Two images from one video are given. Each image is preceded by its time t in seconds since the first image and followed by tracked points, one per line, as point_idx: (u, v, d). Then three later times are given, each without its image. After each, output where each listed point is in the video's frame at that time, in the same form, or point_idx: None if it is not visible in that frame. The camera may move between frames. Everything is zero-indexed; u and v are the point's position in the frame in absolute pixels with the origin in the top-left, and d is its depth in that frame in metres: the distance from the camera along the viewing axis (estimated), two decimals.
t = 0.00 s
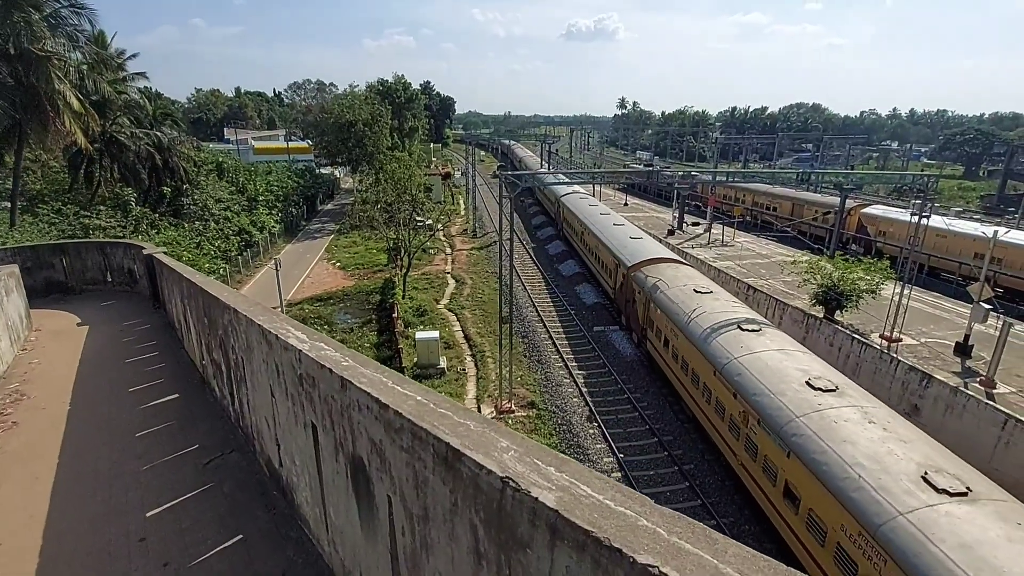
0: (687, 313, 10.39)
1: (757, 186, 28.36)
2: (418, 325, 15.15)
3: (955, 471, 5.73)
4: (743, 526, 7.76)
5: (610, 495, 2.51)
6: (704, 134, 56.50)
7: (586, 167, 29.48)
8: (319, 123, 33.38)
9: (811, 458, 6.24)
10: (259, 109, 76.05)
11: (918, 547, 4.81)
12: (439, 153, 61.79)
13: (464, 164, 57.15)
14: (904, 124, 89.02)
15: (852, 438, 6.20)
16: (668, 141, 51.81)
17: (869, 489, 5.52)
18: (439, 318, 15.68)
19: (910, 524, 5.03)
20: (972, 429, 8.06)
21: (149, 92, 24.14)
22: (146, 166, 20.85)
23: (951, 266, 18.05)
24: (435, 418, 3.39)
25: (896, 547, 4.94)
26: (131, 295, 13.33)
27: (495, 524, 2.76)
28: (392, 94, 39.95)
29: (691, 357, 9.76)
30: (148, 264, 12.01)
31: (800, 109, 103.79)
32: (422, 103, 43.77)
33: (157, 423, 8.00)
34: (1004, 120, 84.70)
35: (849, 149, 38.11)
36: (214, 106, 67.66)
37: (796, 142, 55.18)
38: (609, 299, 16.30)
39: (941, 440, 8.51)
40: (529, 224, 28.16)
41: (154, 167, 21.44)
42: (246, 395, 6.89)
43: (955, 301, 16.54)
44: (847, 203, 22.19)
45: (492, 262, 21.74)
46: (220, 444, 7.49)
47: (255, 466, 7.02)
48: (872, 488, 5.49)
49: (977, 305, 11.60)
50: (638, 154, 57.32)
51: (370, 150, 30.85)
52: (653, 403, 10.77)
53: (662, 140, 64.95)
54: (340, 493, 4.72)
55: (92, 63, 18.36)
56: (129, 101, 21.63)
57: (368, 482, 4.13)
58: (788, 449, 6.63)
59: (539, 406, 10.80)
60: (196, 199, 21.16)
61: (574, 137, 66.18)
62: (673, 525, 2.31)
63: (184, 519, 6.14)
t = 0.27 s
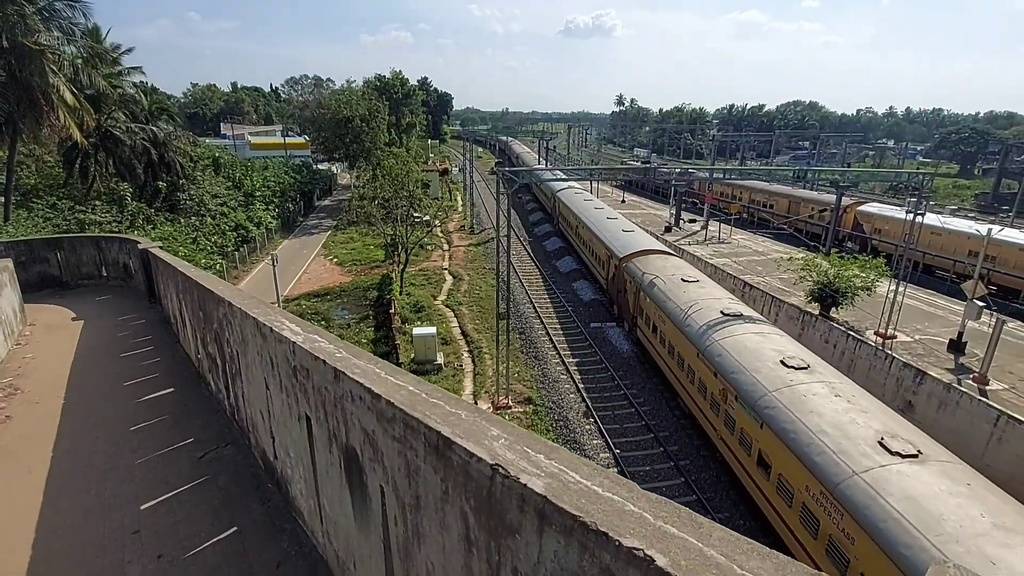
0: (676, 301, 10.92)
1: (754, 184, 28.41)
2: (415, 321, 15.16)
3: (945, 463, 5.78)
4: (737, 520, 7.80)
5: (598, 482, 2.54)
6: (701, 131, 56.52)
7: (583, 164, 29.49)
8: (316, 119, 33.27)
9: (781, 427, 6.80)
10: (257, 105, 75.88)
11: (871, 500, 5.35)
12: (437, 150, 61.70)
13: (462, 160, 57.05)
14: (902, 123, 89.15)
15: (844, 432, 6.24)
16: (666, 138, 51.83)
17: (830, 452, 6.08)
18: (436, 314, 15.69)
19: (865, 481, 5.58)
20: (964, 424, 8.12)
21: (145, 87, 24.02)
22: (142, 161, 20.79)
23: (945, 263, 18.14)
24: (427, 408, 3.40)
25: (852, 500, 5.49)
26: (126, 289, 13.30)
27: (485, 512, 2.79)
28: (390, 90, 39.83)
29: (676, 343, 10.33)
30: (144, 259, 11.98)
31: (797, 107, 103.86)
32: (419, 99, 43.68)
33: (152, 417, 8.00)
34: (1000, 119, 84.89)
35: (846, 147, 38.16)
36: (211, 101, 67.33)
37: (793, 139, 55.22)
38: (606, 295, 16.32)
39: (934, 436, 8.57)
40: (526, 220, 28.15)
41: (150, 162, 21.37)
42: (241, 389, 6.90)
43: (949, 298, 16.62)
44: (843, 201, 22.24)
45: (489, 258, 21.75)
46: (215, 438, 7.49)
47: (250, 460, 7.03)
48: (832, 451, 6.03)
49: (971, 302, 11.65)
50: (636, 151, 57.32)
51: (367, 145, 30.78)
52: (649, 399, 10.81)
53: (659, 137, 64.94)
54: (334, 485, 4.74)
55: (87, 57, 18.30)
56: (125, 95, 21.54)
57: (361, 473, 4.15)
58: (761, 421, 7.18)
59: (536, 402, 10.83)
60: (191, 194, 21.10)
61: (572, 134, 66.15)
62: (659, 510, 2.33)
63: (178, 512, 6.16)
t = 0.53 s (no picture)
0: (664, 285, 11.47)
1: (750, 175, 28.42)
2: (412, 314, 15.18)
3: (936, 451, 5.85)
4: (732, 509, 7.88)
5: (592, 467, 2.58)
6: (699, 123, 56.39)
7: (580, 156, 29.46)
8: (312, 111, 33.09)
9: (756, 396, 7.39)
10: (252, 97, 75.36)
11: (832, 457, 5.95)
12: (433, 142, 61.44)
13: (458, 153, 56.85)
14: (899, 114, 89.06)
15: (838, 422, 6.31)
16: (663, 129, 51.71)
17: (799, 417, 6.70)
18: (433, 307, 15.71)
19: (828, 441, 6.18)
20: (957, 414, 8.20)
21: (138, 79, 23.83)
22: (136, 154, 20.65)
23: (940, 255, 18.23)
24: (424, 397, 3.43)
25: (816, 458, 6.09)
26: (122, 283, 13.27)
27: (481, 498, 2.83)
28: (386, 82, 39.60)
29: (664, 324, 10.91)
30: (140, 252, 11.95)
31: (794, 98, 103.68)
32: (416, 91, 43.44)
33: (150, 410, 8.03)
34: (997, 110, 85.02)
35: (843, 138, 38.15)
36: (206, 94, 66.83)
37: (790, 131, 55.19)
38: (604, 288, 16.36)
39: (927, 425, 8.66)
40: (524, 213, 28.14)
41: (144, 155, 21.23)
42: (239, 381, 6.92)
43: (944, 289, 16.71)
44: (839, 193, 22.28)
45: (486, 250, 21.76)
46: (214, 430, 7.53)
47: (248, 451, 7.06)
48: (802, 416, 6.63)
49: (965, 293, 11.73)
50: (633, 143, 57.18)
51: (363, 138, 30.65)
52: (646, 391, 10.88)
53: (657, 129, 64.79)
54: (333, 474, 4.77)
55: (79, 49, 18.17)
56: (118, 87, 21.36)
57: (359, 463, 4.19)
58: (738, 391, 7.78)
59: (533, 394, 10.89)
60: (187, 187, 21.01)
61: (569, 126, 65.92)
62: (653, 494, 2.38)
63: (178, 503, 6.20)
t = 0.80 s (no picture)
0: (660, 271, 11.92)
1: (753, 169, 28.32)
2: (414, 308, 15.20)
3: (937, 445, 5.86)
4: (734, 503, 7.92)
5: (595, 459, 2.60)
6: (701, 116, 56.12)
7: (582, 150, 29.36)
8: (313, 106, 33.02)
9: (740, 369, 7.88)
10: (253, 91, 75.15)
11: (806, 421, 6.43)
12: (435, 136, 61.28)
13: (460, 147, 56.72)
14: (902, 107, 88.51)
15: (839, 415, 6.33)
16: (665, 123, 51.48)
17: (777, 386, 7.18)
18: (435, 301, 15.73)
19: (803, 408, 6.65)
20: (959, 408, 8.22)
21: (139, 73, 23.78)
22: (137, 149, 20.64)
23: (943, 249, 18.18)
24: (427, 390, 3.45)
25: (791, 423, 6.57)
26: (125, 278, 13.30)
27: (486, 490, 2.85)
28: (387, 76, 39.50)
29: (658, 307, 11.39)
30: (142, 247, 11.98)
31: (797, 91, 103.12)
32: (417, 85, 43.27)
33: (154, 404, 8.07)
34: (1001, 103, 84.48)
35: (846, 131, 37.95)
36: (206, 88, 66.66)
37: (793, 124, 54.90)
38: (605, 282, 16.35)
39: (928, 419, 8.68)
40: (525, 207, 28.10)
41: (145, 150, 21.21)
42: (243, 375, 6.95)
43: (946, 283, 16.68)
44: (842, 186, 22.20)
45: (487, 245, 21.76)
46: (218, 423, 7.58)
47: (252, 445, 7.11)
48: (780, 386, 7.12)
49: (968, 287, 11.71)
50: (635, 137, 56.98)
51: (364, 132, 30.57)
52: (648, 385, 10.90)
53: (659, 123, 64.54)
54: (337, 467, 4.81)
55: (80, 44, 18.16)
56: (118, 81, 21.32)
57: (363, 455, 4.22)
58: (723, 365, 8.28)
59: (535, 388, 10.92)
60: (188, 182, 21.01)
61: (570, 120, 65.67)
62: (656, 485, 2.40)
63: (183, 495, 6.25)
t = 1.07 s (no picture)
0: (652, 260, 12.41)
1: (754, 165, 28.25)
2: (414, 304, 15.19)
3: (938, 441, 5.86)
4: (733, 499, 7.92)
5: (597, 456, 2.59)
6: (702, 112, 55.95)
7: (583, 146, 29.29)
8: (312, 101, 32.92)
9: (724, 349, 8.40)
10: (252, 87, 74.94)
11: (783, 395, 6.94)
12: (435, 132, 61.11)
13: (460, 143, 56.59)
14: (904, 103, 88.17)
15: (840, 412, 6.33)
16: (666, 119, 51.32)
17: (758, 363, 7.69)
18: (435, 298, 15.72)
19: (781, 383, 7.17)
20: (959, 404, 8.21)
21: (138, 68, 23.70)
22: (137, 145, 20.59)
23: (944, 245, 18.15)
24: (428, 386, 3.45)
25: (770, 396, 7.08)
26: (125, 274, 13.29)
27: (487, 487, 2.85)
28: (387, 71, 39.37)
29: (650, 294, 11.93)
30: (142, 243, 11.96)
31: (798, 87, 102.96)
32: (417, 80, 43.12)
33: (155, 400, 8.07)
34: (1004, 99, 84.23)
35: (848, 127, 37.82)
36: (206, 83, 66.48)
37: (794, 120, 54.74)
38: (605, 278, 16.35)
39: (928, 416, 8.67)
40: (525, 203, 28.06)
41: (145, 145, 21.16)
42: (243, 371, 6.95)
43: (947, 280, 16.65)
44: (843, 183, 22.14)
45: (487, 241, 21.73)
46: (219, 419, 7.58)
47: (253, 441, 7.11)
48: (760, 363, 7.62)
49: (969, 284, 11.68)
50: (635, 133, 56.82)
51: (364, 127, 30.50)
52: (648, 381, 10.90)
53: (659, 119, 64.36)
54: (338, 463, 4.81)
55: (78, 39, 18.12)
56: (117, 77, 21.27)
57: (364, 451, 4.22)
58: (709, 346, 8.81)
59: (535, 384, 10.93)
60: (188, 178, 20.97)
61: (571, 116, 65.48)
62: (658, 482, 2.39)
63: (184, 491, 6.25)
